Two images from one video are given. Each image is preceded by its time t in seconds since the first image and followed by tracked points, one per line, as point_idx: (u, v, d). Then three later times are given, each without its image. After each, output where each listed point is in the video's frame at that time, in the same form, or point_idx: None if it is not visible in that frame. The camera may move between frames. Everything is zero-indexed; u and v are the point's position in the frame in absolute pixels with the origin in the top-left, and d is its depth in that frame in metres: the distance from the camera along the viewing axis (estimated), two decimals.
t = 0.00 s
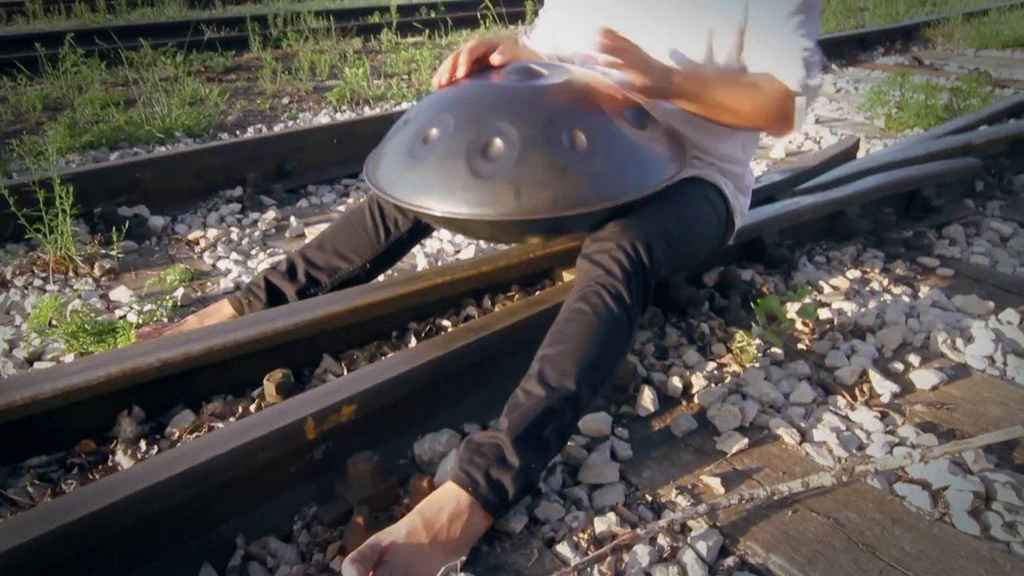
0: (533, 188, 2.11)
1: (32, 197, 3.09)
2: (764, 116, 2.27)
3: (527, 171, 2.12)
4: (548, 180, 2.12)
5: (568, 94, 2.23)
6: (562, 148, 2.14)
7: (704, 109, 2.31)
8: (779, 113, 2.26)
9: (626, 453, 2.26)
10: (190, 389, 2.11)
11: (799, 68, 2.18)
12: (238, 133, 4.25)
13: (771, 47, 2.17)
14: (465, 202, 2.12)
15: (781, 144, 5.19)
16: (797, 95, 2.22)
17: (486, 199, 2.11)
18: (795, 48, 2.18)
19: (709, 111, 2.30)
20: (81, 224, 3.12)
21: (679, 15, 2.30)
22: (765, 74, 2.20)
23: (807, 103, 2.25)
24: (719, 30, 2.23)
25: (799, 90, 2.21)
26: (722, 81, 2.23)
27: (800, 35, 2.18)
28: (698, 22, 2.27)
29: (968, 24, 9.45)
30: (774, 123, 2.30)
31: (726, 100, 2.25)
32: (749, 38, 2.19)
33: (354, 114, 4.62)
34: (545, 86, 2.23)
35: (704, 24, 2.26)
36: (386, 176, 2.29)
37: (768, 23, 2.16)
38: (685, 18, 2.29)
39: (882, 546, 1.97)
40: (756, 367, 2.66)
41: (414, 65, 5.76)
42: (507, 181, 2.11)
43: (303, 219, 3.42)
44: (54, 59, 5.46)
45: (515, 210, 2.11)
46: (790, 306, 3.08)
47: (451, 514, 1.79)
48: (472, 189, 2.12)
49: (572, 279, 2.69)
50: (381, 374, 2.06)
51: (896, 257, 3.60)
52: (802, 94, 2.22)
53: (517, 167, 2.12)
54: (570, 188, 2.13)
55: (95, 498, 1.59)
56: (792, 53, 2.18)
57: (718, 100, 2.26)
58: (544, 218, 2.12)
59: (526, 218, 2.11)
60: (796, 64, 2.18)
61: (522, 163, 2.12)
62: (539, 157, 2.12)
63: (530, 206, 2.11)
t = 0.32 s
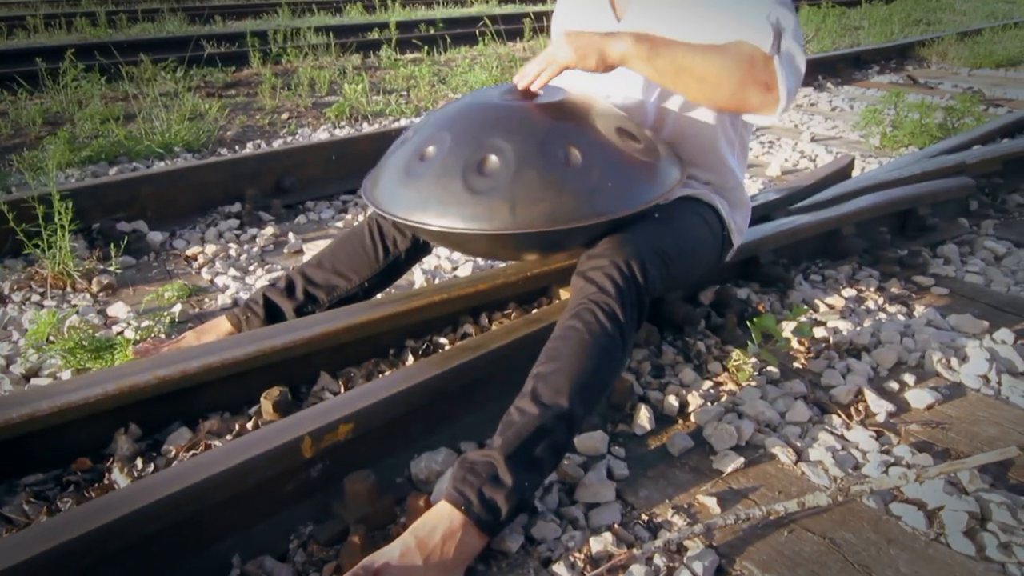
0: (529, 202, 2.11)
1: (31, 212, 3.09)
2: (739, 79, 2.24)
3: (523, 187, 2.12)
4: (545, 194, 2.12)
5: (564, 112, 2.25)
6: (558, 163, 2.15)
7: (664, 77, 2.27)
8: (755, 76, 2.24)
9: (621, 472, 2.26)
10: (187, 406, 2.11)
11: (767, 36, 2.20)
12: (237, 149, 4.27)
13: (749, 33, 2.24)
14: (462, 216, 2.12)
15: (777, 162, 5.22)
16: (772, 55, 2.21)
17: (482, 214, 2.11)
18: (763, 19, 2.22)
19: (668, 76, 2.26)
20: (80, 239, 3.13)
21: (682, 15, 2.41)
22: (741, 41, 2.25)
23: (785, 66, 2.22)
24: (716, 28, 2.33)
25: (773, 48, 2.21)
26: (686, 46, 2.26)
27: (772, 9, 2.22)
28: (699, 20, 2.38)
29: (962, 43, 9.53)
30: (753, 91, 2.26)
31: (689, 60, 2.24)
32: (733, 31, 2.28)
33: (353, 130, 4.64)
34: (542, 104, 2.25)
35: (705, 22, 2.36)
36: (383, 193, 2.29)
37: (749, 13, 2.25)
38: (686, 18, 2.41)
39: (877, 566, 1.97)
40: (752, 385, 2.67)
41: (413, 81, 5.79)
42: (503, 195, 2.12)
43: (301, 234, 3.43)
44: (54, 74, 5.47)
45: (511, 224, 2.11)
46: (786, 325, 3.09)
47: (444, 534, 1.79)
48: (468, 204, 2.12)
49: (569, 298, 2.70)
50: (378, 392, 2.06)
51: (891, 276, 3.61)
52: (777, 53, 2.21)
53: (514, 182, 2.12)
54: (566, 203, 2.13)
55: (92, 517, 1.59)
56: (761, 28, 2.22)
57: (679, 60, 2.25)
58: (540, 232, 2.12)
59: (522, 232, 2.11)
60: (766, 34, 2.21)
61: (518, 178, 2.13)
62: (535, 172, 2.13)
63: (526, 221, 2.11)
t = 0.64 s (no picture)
0: (531, 220, 2.12)
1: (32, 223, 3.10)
2: (739, 124, 2.23)
3: (525, 205, 2.13)
4: (546, 213, 2.13)
5: (566, 130, 2.26)
6: (560, 182, 2.16)
7: (665, 132, 2.26)
8: (753, 120, 2.23)
9: (621, 485, 2.26)
10: (187, 419, 2.11)
11: (763, 73, 2.19)
12: (238, 160, 4.28)
13: (747, 53, 2.23)
14: (464, 234, 2.12)
15: (775, 174, 5.24)
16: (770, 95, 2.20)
17: (484, 232, 2.12)
18: (758, 54, 2.21)
19: (669, 131, 2.26)
20: (81, 251, 3.13)
21: (682, 16, 2.41)
22: (738, 85, 2.24)
23: (782, 107, 2.22)
24: (715, 26, 2.31)
25: (771, 90, 2.19)
26: (685, 100, 2.24)
27: (770, 41, 2.22)
28: (699, 20, 2.36)
29: (959, 55, 9.58)
30: (752, 133, 2.25)
31: (688, 115, 2.23)
32: (733, 31, 2.27)
33: (353, 141, 4.66)
34: (543, 122, 2.26)
35: (705, 23, 2.35)
36: (385, 209, 2.30)
37: (749, 16, 2.25)
38: (686, 18, 2.40)
39: None
40: (751, 399, 2.67)
41: (413, 93, 5.81)
42: (506, 213, 2.13)
43: (301, 246, 3.44)
44: (56, 85, 5.48)
45: (513, 242, 2.12)
46: (784, 337, 3.10)
47: (445, 548, 1.79)
48: (470, 222, 2.13)
49: (568, 310, 2.71)
50: (378, 406, 2.06)
51: (890, 288, 3.62)
52: (774, 94, 2.20)
53: (516, 200, 2.13)
54: (568, 221, 2.14)
55: (93, 531, 1.59)
56: (757, 61, 2.21)
57: (680, 117, 2.24)
58: (542, 250, 2.13)
59: (524, 250, 2.12)
60: (762, 70, 2.20)
61: (520, 196, 2.13)
62: (537, 190, 2.14)
63: (528, 239, 2.12)
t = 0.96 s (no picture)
0: (529, 235, 2.13)
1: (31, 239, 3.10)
2: (726, 150, 2.29)
3: (522, 220, 2.14)
4: (543, 227, 2.14)
5: (563, 146, 2.27)
6: (557, 196, 2.17)
7: (660, 144, 2.32)
8: (742, 148, 2.30)
9: (619, 500, 2.26)
10: (186, 436, 2.11)
11: (757, 105, 2.22)
12: (236, 175, 4.29)
13: (743, 79, 2.26)
14: (461, 249, 2.13)
15: (772, 186, 5.26)
16: (759, 126, 2.25)
17: (481, 247, 2.13)
18: (754, 84, 2.24)
19: (662, 144, 2.32)
20: (80, 266, 3.14)
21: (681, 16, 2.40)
22: (732, 109, 2.29)
23: (768, 140, 2.29)
24: (714, 33, 2.32)
25: (762, 121, 2.24)
26: (684, 116, 2.29)
27: (762, 74, 2.25)
28: (699, 21, 2.36)
29: (953, 66, 9.64)
30: (737, 160, 2.32)
31: (681, 133, 2.29)
32: (733, 31, 2.28)
33: (351, 155, 4.68)
34: (540, 138, 2.27)
35: (705, 24, 2.34)
36: (384, 225, 2.31)
37: (746, 37, 2.27)
38: (686, 17, 2.39)
39: None
40: (749, 412, 2.68)
41: (411, 106, 5.84)
42: (503, 228, 2.13)
43: (299, 260, 3.44)
44: (55, 99, 5.50)
45: (510, 257, 2.12)
46: (782, 350, 3.10)
47: (442, 564, 1.79)
48: (468, 237, 2.14)
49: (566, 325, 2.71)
50: (376, 423, 2.06)
51: (887, 300, 3.63)
52: (764, 126, 2.25)
53: (513, 215, 2.14)
54: (565, 235, 2.15)
55: (91, 551, 1.58)
56: (751, 91, 2.24)
57: (675, 132, 2.29)
58: (539, 265, 2.14)
59: (521, 265, 2.12)
60: (755, 99, 2.24)
61: (517, 212, 2.14)
62: (534, 205, 2.14)
63: (526, 253, 2.13)
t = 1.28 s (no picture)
0: (531, 251, 2.13)
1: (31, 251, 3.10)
2: (721, 179, 2.31)
3: (523, 236, 2.14)
4: (545, 244, 2.14)
5: (564, 162, 2.27)
6: (558, 213, 2.17)
7: (658, 171, 2.33)
8: (735, 178, 2.32)
9: (619, 515, 2.26)
10: (186, 450, 2.11)
11: (753, 134, 2.26)
12: (236, 187, 4.30)
13: (742, 107, 2.30)
14: (463, 265, 2.14)
15: (770, 199, 5.27)
16: (754, 158, 2.28)
17: (483, 263, 2.13)
18: (751, 117, 2.27)
19: (659, 171, 2.33)
20: (80, 279, 3.14)
21: (682, 39, 2.42)
22: (729, 139, 2.32)
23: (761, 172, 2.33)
24: (716, 58, 2.36)
25: (757, 154, 2.27)
26: (682, 144, 2.31)
27: (760, 105, 2.28)
28: (700, 44, 2.39)
29: (950, 78, 9.69)
30: (730, 189, 2.34)
31: (680, 161, 2.31)
32: (733, 31, 2.33)
33: (351, 167, 4.68)
34: (542, 155, 2.27)
35: (707, 47, 2.38)
36: (385, 241, 2.31)
37: (746, 66, 2.30)
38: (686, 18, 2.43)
39: None
40: (749, 426, 2.68)
41: (411, 119, 5.85)
42: (505, 245, 2.14)
43: (299, 273, 3.44)
44: (56, 111, 5.51)
45: (512, 273, 2.12)
46: (780, 364, 3.10)
47: None
48: (469, 253, 2.14)
49: (565, 338, 2.72)
50: (376, 437, 2.06)
51: (885, 312, 3.63)
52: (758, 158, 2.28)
53: (515, 232, 2.14)
54: (566, 252, 2.15)
55: (90, 566, 1.58)
56: (748, 121, 2.27)
57: (674, 160, 2.31)
58: (541, 282, 2.14)
59: (523, 282, 2.13)
60: (751, 130, 2.27)
61: (519, 228, 2.14)
62: (536, 222, 2.15)
63: (527, 270, 2.13)
